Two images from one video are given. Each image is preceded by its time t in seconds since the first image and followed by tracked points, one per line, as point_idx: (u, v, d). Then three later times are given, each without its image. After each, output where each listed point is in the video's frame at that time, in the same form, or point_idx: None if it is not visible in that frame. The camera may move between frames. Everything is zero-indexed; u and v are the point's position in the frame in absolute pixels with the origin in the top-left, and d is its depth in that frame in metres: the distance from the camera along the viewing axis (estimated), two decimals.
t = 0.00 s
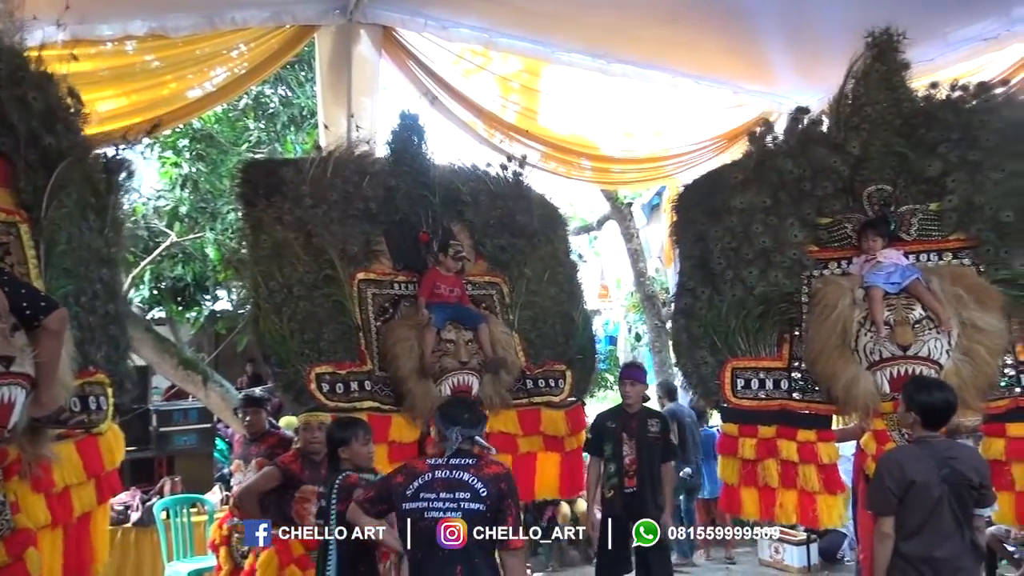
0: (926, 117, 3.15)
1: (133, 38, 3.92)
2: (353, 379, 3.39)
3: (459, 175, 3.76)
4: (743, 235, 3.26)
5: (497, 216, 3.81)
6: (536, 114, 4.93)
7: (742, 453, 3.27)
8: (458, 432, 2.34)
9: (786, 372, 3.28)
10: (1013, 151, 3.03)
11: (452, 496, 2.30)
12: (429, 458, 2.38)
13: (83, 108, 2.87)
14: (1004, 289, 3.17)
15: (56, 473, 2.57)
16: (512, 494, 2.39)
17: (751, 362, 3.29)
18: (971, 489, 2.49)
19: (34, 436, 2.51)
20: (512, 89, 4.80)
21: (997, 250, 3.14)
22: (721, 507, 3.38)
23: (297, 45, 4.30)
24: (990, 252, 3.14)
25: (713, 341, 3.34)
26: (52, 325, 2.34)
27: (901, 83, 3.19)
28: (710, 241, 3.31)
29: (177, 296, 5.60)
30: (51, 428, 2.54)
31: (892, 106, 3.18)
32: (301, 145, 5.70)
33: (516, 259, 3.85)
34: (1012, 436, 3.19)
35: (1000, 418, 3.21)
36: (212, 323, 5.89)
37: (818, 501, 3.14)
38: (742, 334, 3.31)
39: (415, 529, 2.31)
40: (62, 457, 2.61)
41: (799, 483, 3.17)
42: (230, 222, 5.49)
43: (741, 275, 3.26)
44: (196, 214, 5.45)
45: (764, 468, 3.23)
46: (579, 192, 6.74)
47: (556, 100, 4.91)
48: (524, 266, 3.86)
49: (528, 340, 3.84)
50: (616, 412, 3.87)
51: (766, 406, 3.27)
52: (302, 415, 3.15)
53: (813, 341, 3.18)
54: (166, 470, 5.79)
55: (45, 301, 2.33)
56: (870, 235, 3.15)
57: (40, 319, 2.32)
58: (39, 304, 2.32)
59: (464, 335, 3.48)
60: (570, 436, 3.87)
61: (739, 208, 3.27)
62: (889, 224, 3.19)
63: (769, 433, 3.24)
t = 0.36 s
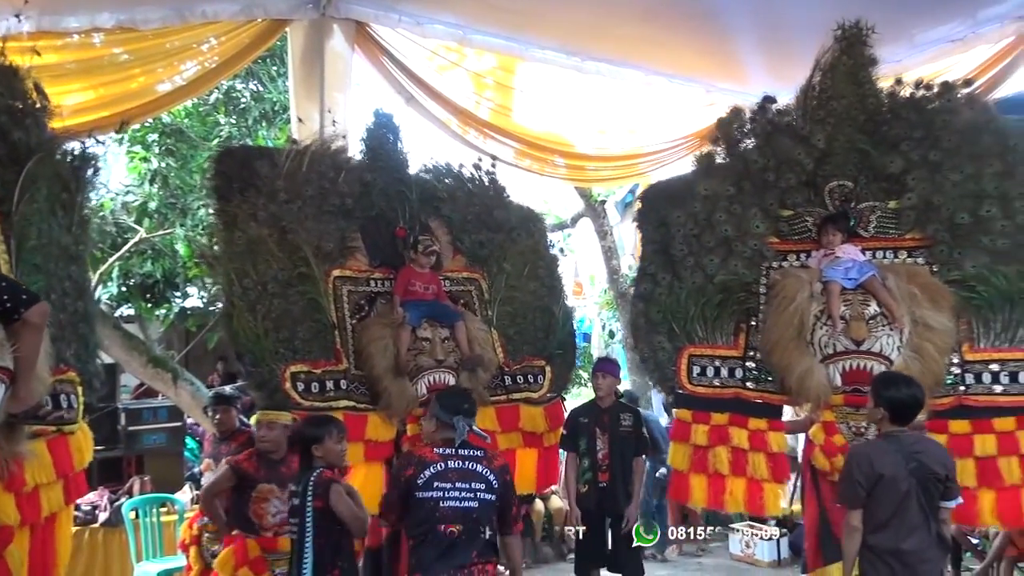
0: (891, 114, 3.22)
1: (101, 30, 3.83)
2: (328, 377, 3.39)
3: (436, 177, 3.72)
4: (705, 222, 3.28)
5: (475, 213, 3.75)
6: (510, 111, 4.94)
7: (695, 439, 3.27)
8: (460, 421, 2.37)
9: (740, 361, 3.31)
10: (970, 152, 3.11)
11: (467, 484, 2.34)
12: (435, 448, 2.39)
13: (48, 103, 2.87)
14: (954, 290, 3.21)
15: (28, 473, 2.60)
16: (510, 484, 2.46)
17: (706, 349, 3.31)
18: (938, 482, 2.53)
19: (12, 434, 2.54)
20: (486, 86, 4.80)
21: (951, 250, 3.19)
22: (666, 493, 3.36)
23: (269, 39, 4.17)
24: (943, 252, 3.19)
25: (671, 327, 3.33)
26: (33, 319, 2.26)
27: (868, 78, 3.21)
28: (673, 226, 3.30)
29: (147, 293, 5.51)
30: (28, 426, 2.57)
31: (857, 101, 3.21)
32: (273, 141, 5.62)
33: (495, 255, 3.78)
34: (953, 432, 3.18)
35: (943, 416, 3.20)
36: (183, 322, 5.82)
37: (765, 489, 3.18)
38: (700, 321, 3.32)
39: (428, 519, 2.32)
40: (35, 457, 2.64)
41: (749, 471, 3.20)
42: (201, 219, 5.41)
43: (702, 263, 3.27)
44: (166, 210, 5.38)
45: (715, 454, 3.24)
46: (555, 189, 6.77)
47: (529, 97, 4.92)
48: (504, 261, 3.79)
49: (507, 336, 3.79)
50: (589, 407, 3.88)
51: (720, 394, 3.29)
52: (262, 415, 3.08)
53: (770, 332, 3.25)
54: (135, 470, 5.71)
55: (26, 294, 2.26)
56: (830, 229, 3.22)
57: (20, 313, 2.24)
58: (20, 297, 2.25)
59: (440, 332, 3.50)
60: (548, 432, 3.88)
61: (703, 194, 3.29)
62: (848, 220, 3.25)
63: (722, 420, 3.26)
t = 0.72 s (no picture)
0: (860, 122, 3.25)
1: (70, 23, 3.68)
2: (316, 382, 3.41)
3: (414, 165, 3.70)
4: (674, 213, 3.30)
5: (455, 198, 3.75)
6: (485, 108, 4.99)
7: (651, 428, 3.29)
8: (442, 413, 2.40)
9: (701, 353, 3.33)
10: (932, 165, 3.18)
11: (465, 477, 2.37)
12: (428, 445, 2.36)
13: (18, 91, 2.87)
14: (911, 295, 3.26)
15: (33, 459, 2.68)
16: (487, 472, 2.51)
17: (667, 340, 3.32)
18: (907, 476, 2.58)
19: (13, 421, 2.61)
20: (461, 82, 4.81)
21: (908, 257, 3.25)
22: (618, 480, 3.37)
23: (243, 33, 4.10)
24: (901, 259, 3.26)
25: (633, 316, 3.35)
26: (31, 308, 2.27)
27: (843, 82, 3.24)
28: (642, 215, 3.33)
29: (117, 289, 5.43)
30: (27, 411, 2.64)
31: (831, 104, 3.24)
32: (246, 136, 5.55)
33: (478, 242, 3.80)
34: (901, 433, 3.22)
35: (895, 415, 3.23)
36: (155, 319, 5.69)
37: (714, 479, 3.23)
38: (663, 312, 3.35)
39: (431, 518, 2.32)
40: (37, 444, 2.71)
41: (700, 462, 3.24)
42: (172, 214, 5.39)
43: (668, 253, 3.30)
44: (137, 205, 5.32)
45: (668, 443, 3.26)
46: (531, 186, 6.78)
47: (504, 94, 4.94)
48: (487, 248, 3.81)
49: (494, 325, 3.80)
50: (568, 402, 3.84)
51: (679, 383, 3.31)
52: (198, 409, 2.93)
53: (730, 325, 3.29)
54: (105, 469, 5.71)
55: (21, 283, 2.27)
56: (795, 229, 3.25)
57: (17, 303, 2.25)
58: (16, 288, 2.26)
59: (426, 329, 3.50)
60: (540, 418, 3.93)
61: (673, 185, 3.29)
62: (813, 221, 3.28)
63: (678, 410, 3.29)
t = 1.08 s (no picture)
0: (837, 118, 3.29)
1: (39, 14, 3.57)
2: (297, 380, 3.40)
3: (397, 156, 3.69)
4: (653, 211, 3.33)
5: (439, 190, 3.72)
6: (463, 103, 5.01)
7: (635, 427, 3.32)
8: (417, 412, 2.41)
9: (682, 351, 3.39)
10: (908, 159, 3.23)
11: (443, 475, 2.38)
12: (407, 444, 2.36)
13: None
14: (887, 288, 3.30)
15: (24, 455, 2.65)
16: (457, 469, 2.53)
17: (650, 339, 3.38)
18: (879, 470, 2.63)
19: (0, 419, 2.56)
20: (439, 78, 4.81)
21: (885, 251, 3.29)
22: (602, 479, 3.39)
23: (217, 26, 4.06)
24: (878, 252, 3.30)
25: (616, 316, 3.39)
26: (17, 306, 2.42)
27: (819, 78, 3.30)
28: (621, 215, 3.36)
29: (88, 286, 5.30)
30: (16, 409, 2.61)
31: (807, 100, 3.29)
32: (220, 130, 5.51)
33: (461, 238, 3.78)
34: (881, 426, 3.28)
35: (872, 408, 3.29)
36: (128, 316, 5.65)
37: (699, 476, 3.28)
38: (644, 312, 3.38)
39: (408, 516, 2.31)
40: (26, 439, 2.69)
41: (685, 459, 3.29)
42: (146, 210, 5.32)
43: (648, 252, 3.33)
44: (109, 200, 5.24)
45: (653, 442, 3.29)
46: (508, 182, 6.78)
47: (482, 89, 4.95)
48: (470, 244, 3.79)
49: (476, 322, 3.81)
50: (542, 398, 3.90)
51: (662, 382, 3.36)
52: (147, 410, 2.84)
53: (711, 322, 3.33)
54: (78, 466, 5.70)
55: (8, 282, 2.40)
56: (773, 225, 3.28)
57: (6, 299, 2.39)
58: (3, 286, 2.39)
59: (410, 326, 3.47)
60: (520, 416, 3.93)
61: (652, 183, 3.32)
62: (791, 217, 3.31)
63: (662, 408, 3.33)
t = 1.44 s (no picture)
0: (815, 106, 3.33)
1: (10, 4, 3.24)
2: (269, 370, 3.37)
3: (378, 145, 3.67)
4: (641, 218, 3.41)
5: (421, 191, 3.72)
6: (442, 99, 4.95)
7: (640, 435, 3.46)
8: (391, 412, 2.41)
9: (681, 355, 3.49)
10: (889, 143, 3.25)
11: (419, 474, 2.38)
12: (384, 448, 2.32)
13: None
14: (878, 276, 3.35)
15: None
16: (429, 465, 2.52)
17: (647, 346, 3.50)
18: (853, 465, 2.65)
19: None
20: (418, 72, 4.77)
21: (873, 238, 3.32)
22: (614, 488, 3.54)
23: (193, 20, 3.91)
24: (866, 240, 3.33)
25: (613, 326, 3.50)
26: None
27: (793, 68, 3.34)
28: (610, 224, 3.45)
29: (61, 282, 5.30)
30: None
31: (783, 91, 3.33)
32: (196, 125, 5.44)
33: (442, 238, 3.78)
34: (882, 414, 3.34)
35: (872, 398, 3.35)
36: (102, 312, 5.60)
37: (708, 478, 3.39)
38: (639, 319, 3.50)
39: (390, 522, 2.31)
40: None
41: (692, 462, 3.41)
42: (120, 204, 5.22)
43: (638, 260, 3.41)
44: (82, 194, 5.15)
45: (659, 448, 3.43)
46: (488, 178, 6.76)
47: (462, 85, 4.96)
48: (451, 245, 3.79)
49: (453, 323, 3.81)
50: (513, 395, 3.81)
51: (661, 389, 3.48)
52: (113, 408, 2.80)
53: (707, 325, 3.40)
54: (50, 465, 5.62)
55: None
56: (759, 222, 3.34)
57: None
58: None
59: (387, 321, 3.45)
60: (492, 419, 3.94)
61: (636, 189, 3.41)
62: (777, 212, 3.38)
63: (665, 414, 3.46)
